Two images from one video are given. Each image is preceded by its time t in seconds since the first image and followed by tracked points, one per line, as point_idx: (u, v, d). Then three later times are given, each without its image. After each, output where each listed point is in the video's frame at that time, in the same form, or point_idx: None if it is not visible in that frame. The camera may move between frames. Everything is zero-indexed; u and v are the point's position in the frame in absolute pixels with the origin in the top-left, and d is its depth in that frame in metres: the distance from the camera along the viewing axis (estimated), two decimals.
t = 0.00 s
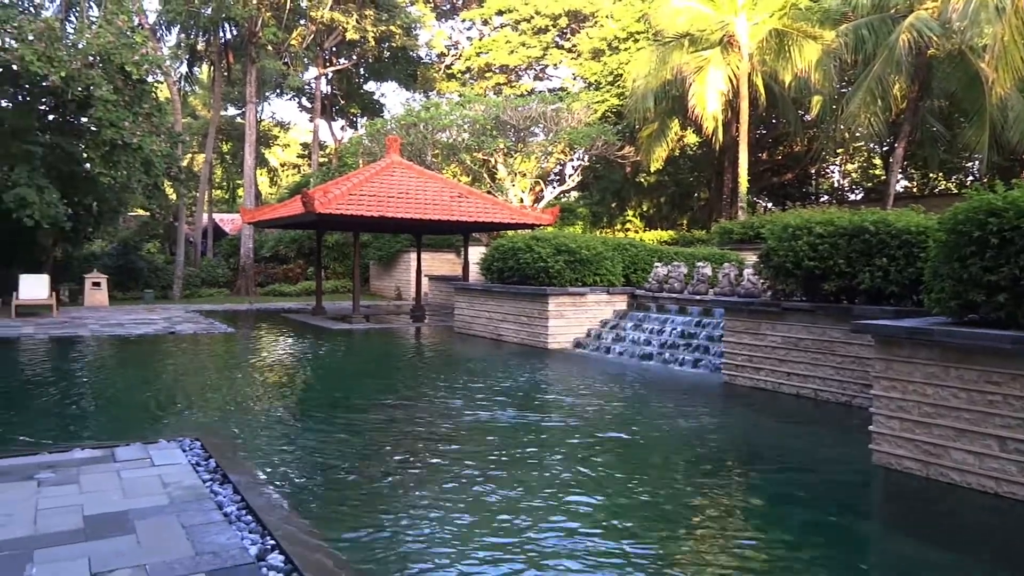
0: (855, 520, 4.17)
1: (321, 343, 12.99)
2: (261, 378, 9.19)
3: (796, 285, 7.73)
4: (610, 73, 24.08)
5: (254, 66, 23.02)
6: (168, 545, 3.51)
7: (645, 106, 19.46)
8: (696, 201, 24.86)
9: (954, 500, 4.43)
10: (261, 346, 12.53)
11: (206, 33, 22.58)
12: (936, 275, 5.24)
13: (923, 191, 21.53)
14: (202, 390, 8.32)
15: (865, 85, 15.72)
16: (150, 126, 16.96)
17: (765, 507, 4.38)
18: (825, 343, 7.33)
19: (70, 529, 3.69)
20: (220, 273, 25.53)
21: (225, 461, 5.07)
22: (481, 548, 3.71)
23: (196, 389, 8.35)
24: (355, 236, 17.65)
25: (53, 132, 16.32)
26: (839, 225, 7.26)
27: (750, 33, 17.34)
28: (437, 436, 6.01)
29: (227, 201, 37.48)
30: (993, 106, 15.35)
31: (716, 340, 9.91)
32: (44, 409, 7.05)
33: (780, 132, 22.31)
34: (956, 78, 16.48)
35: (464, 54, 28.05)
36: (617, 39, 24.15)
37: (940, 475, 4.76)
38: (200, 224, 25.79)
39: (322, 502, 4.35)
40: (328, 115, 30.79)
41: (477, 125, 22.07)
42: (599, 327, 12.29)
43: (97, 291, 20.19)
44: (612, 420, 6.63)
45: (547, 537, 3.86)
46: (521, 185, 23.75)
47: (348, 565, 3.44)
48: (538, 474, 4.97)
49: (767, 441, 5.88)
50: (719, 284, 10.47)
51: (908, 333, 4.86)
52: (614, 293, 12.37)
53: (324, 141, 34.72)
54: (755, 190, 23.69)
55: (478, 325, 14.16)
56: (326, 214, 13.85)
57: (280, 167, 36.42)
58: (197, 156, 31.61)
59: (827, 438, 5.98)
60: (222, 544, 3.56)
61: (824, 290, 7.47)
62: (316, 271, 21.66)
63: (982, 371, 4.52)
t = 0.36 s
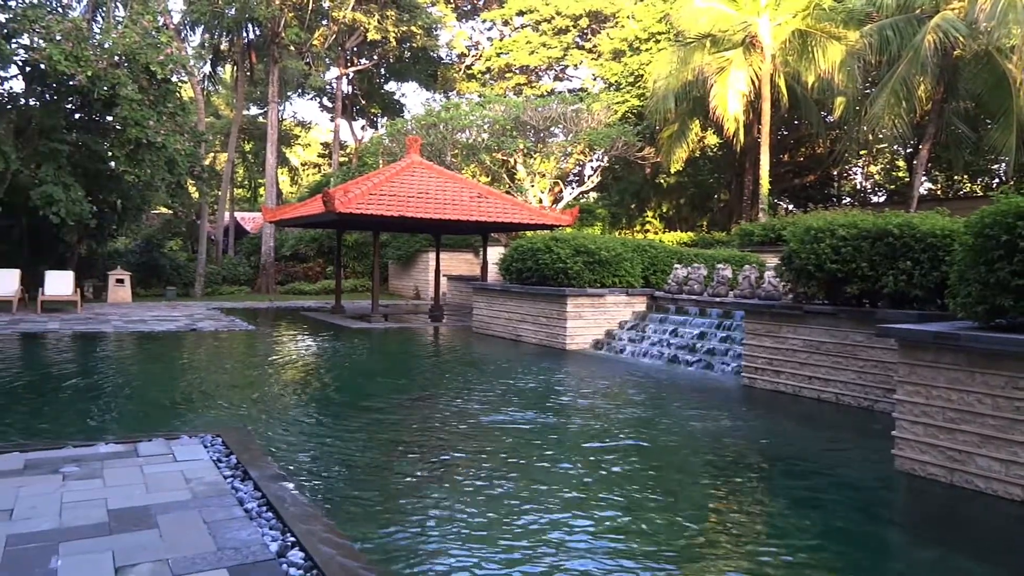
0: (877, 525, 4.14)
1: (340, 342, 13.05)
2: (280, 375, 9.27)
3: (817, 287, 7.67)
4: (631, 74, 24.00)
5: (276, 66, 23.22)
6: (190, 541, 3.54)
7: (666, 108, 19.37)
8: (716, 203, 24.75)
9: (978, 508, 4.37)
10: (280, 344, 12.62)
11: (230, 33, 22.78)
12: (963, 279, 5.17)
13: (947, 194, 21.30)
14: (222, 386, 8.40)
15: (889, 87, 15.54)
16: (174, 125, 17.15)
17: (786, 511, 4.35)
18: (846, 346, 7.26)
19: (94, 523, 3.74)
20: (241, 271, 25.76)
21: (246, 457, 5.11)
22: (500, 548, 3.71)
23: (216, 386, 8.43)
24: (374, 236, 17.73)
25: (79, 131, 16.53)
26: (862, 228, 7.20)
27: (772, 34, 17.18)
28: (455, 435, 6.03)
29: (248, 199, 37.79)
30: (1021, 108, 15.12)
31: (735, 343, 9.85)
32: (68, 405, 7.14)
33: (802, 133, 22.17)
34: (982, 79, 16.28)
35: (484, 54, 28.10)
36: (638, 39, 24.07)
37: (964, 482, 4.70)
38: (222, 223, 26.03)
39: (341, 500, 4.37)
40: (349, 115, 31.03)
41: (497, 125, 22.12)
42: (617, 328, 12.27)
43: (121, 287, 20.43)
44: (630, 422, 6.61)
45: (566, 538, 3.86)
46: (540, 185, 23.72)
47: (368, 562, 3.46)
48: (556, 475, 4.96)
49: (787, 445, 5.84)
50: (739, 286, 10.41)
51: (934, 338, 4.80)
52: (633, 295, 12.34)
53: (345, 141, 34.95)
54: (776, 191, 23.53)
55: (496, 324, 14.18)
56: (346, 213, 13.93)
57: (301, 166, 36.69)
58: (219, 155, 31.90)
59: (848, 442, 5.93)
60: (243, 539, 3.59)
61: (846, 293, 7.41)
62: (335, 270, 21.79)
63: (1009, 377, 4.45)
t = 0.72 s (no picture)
0: (897, 531, 4.10)
1: (357, 341, 13.10)
2: (298, 374, 9.32)
3: (837, 290, 7.61)
4: (650, 74, 23.92)
5: (296, 67, 23.38)
6: (211, 538, 3.57)
7: (684, 109, 19.28)
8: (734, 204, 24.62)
9: (1001, 514, 4.32)
10: (298, 343, 12.70)
11: (251, 34, 22.96)
12: (987, 282, 5.10)
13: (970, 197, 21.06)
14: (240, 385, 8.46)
15: (911, 88, 15.36)
16: (195, 125, 17.32)
17: (805, 516, 4.31)
18: (867, 350, 7.19)
19: (116, 518, 3.78)
20: (260, 270, 25.95)
21: (265, 455, 5.14)
22: (517, 549, 3.71)
23: (235, 384, 8.49)
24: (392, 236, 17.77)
25: (102, 131, 16.74)
26: (883, 231, 7.12)
27: (793, 34, 17.08)
28: (472, 435, 6.04)
29: (267, 199, 38.06)
30: None
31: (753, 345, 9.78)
32: (90, 401, 7.23)
33: (822, 135, 22.00)
34: (1006, 80, 16.06)
35: (502, 55, 28.11)
36: (657, 40, 23.96)
37: (988, 488, 4.64)
38: (241, 222, 26.23)
39: (358, 499, 4.38)
40: (368, 115, 31.21)
41: (515, 126, 22.13)
42: (634, 329, 12.23)
43: (141, 286, 20.63)
44: (647, 424, 6.59)
45: (583, 540, 3.86)
46: (557, 186, 23.69)
47: (385, 561, 3.47)
48: (573, 477, 4.96)
49: (806, 449, 5.80)
50: (758, 289, 10.35)
51: (956, 342, 4.74)
52: (650, 297, 12.30)
53: (364, 141, 35.11)
54: (796, 193, 23.35)
55: (513, 325, 14.19)
56: (364, 213, 13.99)
57: (319, 167, 36.91)
58: (239, 155, 32.15)
59: (867, 446, 5.88)
60: (263, 537, 3.61)
61: (867, 297, 7.34)
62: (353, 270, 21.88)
63: None
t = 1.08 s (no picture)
0: (923, 532, 4.06)
1: (375, 342, 13.15)
2: (317, 375, 9.37)
3: (859, 289, 7.55)
4: (667, 73, 23.84)
5: (314, 70, 23.53)
6: (235, 537, 3.61)
7: (702, 107, 19.16)
8: (753, 203, 24.47)
9: None
10: (316, 344, 12.76)
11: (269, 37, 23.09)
12: (1012, 280, 5.03)
13: (993, 194, 20.80)
14: (260, 386, 8.51)
15: (932, 84, 15.19)
16: (215, 128, 17.48)
17: (827, 517, 4.28)
18: (889, 349, 7.11)
19: (141, 517, 3.83)
20: (279, 272, 26.14)
21: (287, 455, 5.18)
22: (539, 549, 3.71)
23: (255, 385, 8.55)
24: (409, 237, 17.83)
25: (124, 134, 16.93)
26: (906, 229, 7.04)
27: (812, 32, 16.94)
28: (491, 436, 6.05)
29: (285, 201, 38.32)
30: None
31: (773, 346, 9.71)
32: (113, 402, 7.32)
33: (842, 133, 21.84)
34: None
35: (519, 56, 28.10)
36: (674, 39, 23.84)
37: (1015, 489, 4.58)
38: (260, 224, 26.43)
39: (379, 499, 4.40)
40: (385, 117, 31.36)
41: (532, 127, 22.13)
42: (653, 329, 12.18)
43: (163, 287, 20.83)
44: (665, 425, 6.57)
45: (604, 541, 3.85)
46: (574, 186, 23.65)
47: (409, 561, 3.48)
48: (593, 477, 4.95)
49: (828, 449, 5.75)
50: (778, 288, 10.29)
51: (981, 341, 4.69)
52: (669, 296, 12.25)
53: (381, 143, 35.26)
54: (815, 192, 23.16)
55: (530, 325, 14.18)
56: (382, 214, 14.04)
57: (337, 169, 37.08)
58: (258, 157, 32.40)
59: (890, 447, 5.82)
60: (286, 536, 3.65)
61: (889, 295, 7.27)
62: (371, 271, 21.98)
63: None
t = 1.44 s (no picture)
0: (943, 536, 4.03)
1: (390, 343, 13.19)
2: (333, 376, 9.42)
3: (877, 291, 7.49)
4: (682, 74, 23.74)
5: (330, 73, 23.65)
6: (253, 537, 3.63)
7: (717, 108, 19.07)
8: (769, 204, 24.31)
9: None
10: (332, 346, 12.83)
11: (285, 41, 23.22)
12: None
13: (1013, 194, 20.57)
14: (276, 387, 8.56)
15: (951, 84, 15.05)
16: (232, 131, 17.60)
17: (846, 520, 4.24)
18: (908, 352, 7.05)
19: (162, 517, 3.87)
20: (294, 274, 26.28)
21: (304, 456, 5.21)
22: (555, 551, 3.71)
23: (271, 386, 8.61)
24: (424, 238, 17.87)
25: (142, 137, 17.08)
26: (925, 230, 6.98)
27: (829, 31, 16.79)
28: (506, 438, 6.05)
29: (301, 203, 38.53)
30: None
31: (791, 348, 9.65)
32: (132, 403, 7.39)
33: (859, 133, 21.68)
34: None
35: (533, 57, 28.09)
36: (690, 39, 23.73)
37: None
38: (276, 226, 26.60)
39: (395, 500, 4.42)
40: (400, 119, 31.48)
41: (546, 129, 22.13)
42: (668, 331, 12.15)
43: (180, 289, 20.99)
44: (681, 427, 6.55)
45: (620, 543, 3.85)
46: (589, 188, 23.61)
47: (426, 562, 3.50)
48: (609, 479, 4.94)
49: (846, 452, 5.71)
50: (795, 290, 10.23)
51: (1003, 343, 4.63)
52: (684, 298, 12.20)
53: (396, 145, 35.38)
54: (831, 192, 22.99)
55: (545, 327, 14.18)
56: (397, 216, 14.09)
57: (352, 171, 37.25)
58: (274, 159, 32.59)
59: (909, 450, 5.78)
60: (304, 537, 3.66)
61: (908, 297, 7.20)
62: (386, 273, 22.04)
63: None
